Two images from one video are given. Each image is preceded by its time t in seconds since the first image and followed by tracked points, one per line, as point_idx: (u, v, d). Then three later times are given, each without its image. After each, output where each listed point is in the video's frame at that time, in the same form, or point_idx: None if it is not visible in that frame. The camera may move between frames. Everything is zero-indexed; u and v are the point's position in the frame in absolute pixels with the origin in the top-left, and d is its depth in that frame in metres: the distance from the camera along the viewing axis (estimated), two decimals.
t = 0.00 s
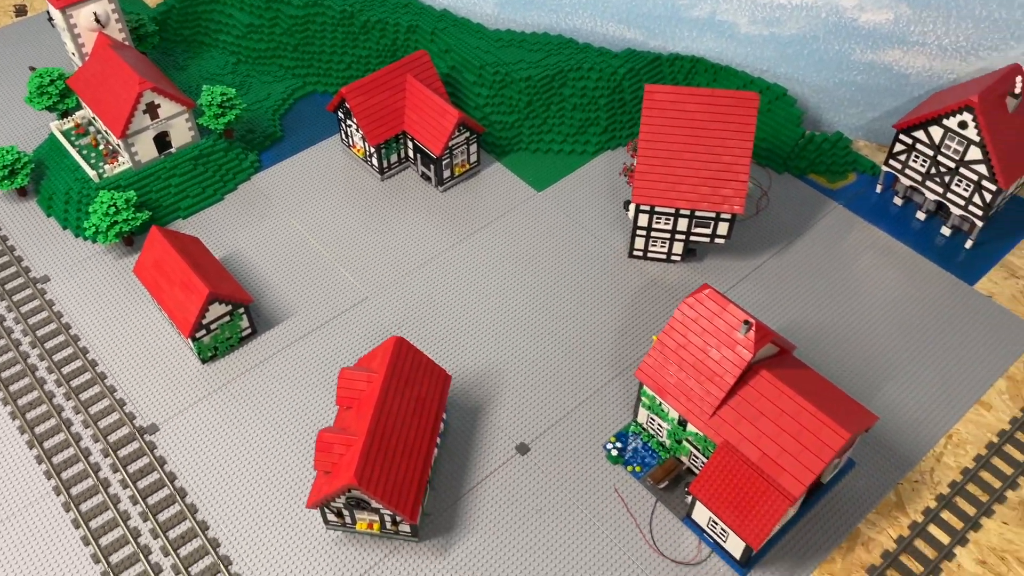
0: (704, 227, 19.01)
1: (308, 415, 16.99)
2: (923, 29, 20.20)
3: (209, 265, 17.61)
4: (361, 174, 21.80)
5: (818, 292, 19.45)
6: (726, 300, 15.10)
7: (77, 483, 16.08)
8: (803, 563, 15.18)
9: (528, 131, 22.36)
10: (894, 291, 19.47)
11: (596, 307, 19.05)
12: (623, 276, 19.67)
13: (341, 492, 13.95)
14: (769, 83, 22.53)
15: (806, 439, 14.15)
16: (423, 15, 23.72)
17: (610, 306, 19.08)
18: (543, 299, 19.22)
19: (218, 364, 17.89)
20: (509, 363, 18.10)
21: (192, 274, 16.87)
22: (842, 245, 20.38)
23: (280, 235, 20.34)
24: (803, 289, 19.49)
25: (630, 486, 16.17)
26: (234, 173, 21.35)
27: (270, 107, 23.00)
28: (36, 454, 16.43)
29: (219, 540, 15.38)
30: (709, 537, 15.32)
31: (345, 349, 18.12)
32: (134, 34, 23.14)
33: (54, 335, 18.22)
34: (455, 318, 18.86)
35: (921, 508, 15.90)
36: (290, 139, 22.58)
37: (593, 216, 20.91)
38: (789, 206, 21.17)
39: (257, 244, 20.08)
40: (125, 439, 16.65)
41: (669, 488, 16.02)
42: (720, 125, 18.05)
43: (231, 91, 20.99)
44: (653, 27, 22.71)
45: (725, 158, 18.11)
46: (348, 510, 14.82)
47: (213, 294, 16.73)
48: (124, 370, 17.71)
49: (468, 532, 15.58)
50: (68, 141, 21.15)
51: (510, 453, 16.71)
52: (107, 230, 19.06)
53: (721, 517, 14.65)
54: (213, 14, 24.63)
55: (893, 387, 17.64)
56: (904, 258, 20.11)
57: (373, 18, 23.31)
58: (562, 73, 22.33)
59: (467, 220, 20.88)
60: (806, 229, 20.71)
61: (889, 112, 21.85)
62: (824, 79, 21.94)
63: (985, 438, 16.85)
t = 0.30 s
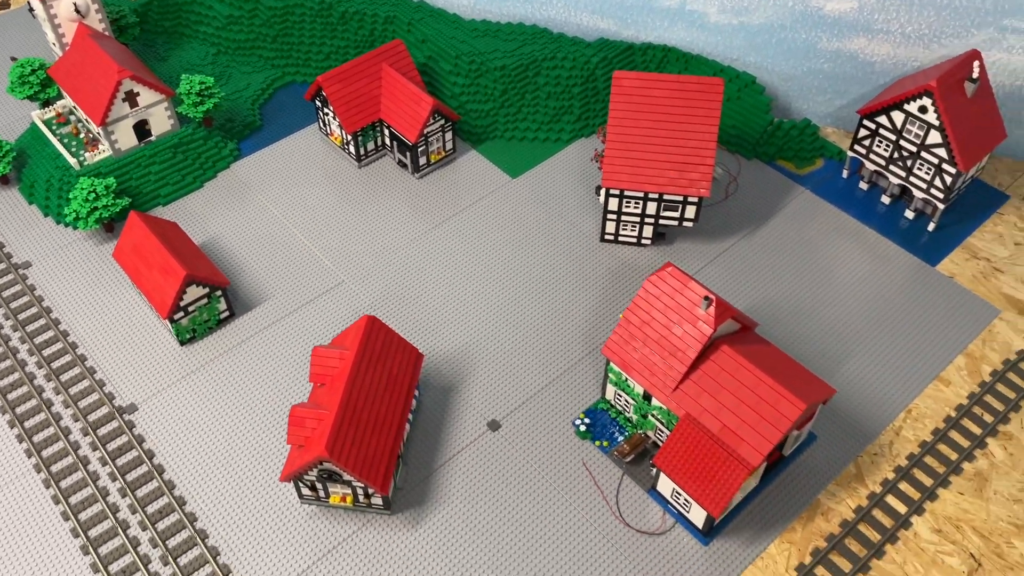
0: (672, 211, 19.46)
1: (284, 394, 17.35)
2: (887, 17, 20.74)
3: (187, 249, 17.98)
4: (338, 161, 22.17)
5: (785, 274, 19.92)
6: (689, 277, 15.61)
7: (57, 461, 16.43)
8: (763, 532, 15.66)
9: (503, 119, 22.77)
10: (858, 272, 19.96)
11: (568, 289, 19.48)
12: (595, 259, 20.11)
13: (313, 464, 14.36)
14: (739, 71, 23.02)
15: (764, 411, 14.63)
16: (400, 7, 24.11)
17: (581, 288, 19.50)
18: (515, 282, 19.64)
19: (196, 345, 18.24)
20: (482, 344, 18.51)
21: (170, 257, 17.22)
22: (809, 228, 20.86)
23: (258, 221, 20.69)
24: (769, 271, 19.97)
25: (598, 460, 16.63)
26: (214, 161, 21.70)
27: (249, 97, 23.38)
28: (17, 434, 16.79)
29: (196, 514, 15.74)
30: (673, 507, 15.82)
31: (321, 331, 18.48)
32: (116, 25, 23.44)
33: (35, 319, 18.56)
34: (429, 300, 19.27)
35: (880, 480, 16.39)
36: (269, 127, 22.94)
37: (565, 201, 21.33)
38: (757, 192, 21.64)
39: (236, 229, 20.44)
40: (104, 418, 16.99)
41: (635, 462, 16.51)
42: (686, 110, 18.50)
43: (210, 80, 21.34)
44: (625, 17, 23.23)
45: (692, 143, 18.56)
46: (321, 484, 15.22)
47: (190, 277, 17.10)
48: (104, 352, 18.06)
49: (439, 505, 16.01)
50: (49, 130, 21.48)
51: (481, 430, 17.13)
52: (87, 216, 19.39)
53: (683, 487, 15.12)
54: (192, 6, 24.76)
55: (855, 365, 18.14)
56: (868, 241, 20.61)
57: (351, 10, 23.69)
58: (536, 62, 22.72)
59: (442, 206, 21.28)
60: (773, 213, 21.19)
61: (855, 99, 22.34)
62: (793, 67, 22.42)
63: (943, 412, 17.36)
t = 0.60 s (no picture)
0: (651, 198, 19.90)
1: (271, 376, 17.72)
2: (862, 8, 21.23)
3: (176, 234, 18.40)
4: (325, 151, 22.56)
5: (762, 259, 20.37)
6: (663, 259, 16.09)
7: (48, 441, 16.81)
8: (736, 506, 16.11)
9: (488, 110, 23.19)
10: (834, 258, 20.43)
11: (549, 275, 19.91)
12: (576, 246, 20.54)
13: (297, 441, 14.76)
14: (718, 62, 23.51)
15: (736, 387, 15.11)
16: None
17: (562, 274, 19.93)
18: (498, 268, 20.06)
19: (185, 329, 18.62)
20: (466, 326, 18.94)
21: (159, 242, 17.62)
22: (786, 215, 21.32)
23: (246, 209, 21.07)
24: (747, 256, 20.42)
25: (577, 439, 17.08)
26: (203, 151, 22.09)
27: (238, 88, 23.77)
28: (9, 415, 17.19)
29: (184, 492, 16.11)
30: (649, 483, 16.28)
31: (307, 316, 18.86)
32: (106, 17, 23.67)
33: (27, 304, 18.93)
34: (414, 284, 19.70)
35: (850, 456, 16.85)
36: (257, 118, 23.34)
37: (548, 189, 21.77)
38: (736, 180, 22.10)
39: (224, 217, 20.83)
40: (94, 400, 17.37)
41: (612, 440, 16.97)
42: (664, 99, 18.94)
43: (198, 71, 21.70)
44: (607, 10, 23.72)
45: (669, 131, 19.00)
46: (305, 461, 15.62)
47: (179, 261, 17.51)
48: (95, 335, 18.44)
49: (422, 482, 16.43)
50: (40, 121, 21.85)
51: (463, 410, 17.55)
52: (78, 204, 19.77)
53: (658, 462, 15.56)
54: None
55: (828, 346, 18.61)
56: (844, 227, 21.08)
57: (338, 2, 24.08)
58: (520, 54, 23.15)
59: (427, 194, 21.68)
60: (751, 200, 21.64)
61: (832, 89, 22.81)
62: (771, 58, 22.88)
63: (913, 392, 17.83)
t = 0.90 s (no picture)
0: (634, 188, 20.28)
1: (260, 361, 18.09)
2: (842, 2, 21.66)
3: (166, 223, 18.75)
4: (315, 142, 22.91)
5: (742, 248, 20.77)
6: (642, 245, 16.49)
7: (41, 425, 17.15)
8: (714, 487, 16.51)
9: (475, 103, 23.58)
10: (813, 246, 20.83)
11: (534, 263, 20.28)
12: (561, 235, 20.92)
13: (284, 422, 15.12)
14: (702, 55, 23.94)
15: (712, 369, 15.51)
16: None
17: (547, 262, 20.31)
18: (484, 256, 20.43)
19: (176, 316, 18.96)
20: (452, 313, 19.32)
21: (150, 230, 17.98)
22: (767, 205, 21.72)
23: (237, 200, 21.41)
24: (728, 245, 20.81)
25: (559, 422, 17.47)
26: (194, 143, 22.44)
27: (230, 81, 24.11)
28: (3, 400, 17.53)
29: (174, 473, 16.46)
30: (628, 464, 16.69)
31: (296, 303, 19.23)
32: (98, 12, 23.96)
33: (20, 292, 19.26)
34: (401, 272, 20.07)
35: (826, 438, 17.26)
36: (248, 111, 23.70)
37: (534, 180, 22.14)
38: (718, 171, 22.49)
39: (215, 207, 21.17)
40: (86, 384, 17.71)
41: (593, 423, 17.37)
42: (646, 91, 19.30)
43: (189, 64, 22.06)
44: (593, 4, 24.19)
45: (651, 122, 19.37)
46: (292, 442, 15.97)
47: (169, 249, 17.87)
48: (87, 322, 18.79)
49: (407, 464, 16.80)
50: (34, 113, 22.20)
51: (448, 394, 17.92)
52: (71, 194, 20.11)
53: (637, 443, 15.94)
54: None
55: (806, 332, 19.02)
56: (824, 217, 21.48)
57: None
58: (507, 47, 23.52)
59: (415, 185, 22.04)
60: (733, 191, 22.04)
61: (814, 82, 23.22)
62: (754, 52, 23.29)
63: (889, 375, 18.24)
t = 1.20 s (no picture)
0: (621, 179, 20.41)
1: (248, 350, 18.23)
2: None
3: (156, 213, 18.86)
4: (305, 135, 23.03)
5: (729, 238, 20.92)
6: (626, 234, 16.65)
7: (31, 413, 17.28)
8: (698, 473, 16.67)
9: (465, 95, 23.68)
10: (800, 237, 20.98)
11: (522, 254, 20.42)
12: (549, 226, 21.05)
13: (271, 408, 15.26)
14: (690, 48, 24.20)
15: (695, 356, 15.69)
16: None
17: (535, 253, 20.44)
18: (473, 248, 20.56)
19: (166, 306, 19.09)
20: (440, 302, 19.46)
21: (139, 220, 18.09)
22: (754, 196, 21.88)
23: (227, 191, 21.53)
24: (715, 236, 20.96)
25: (545, 409, 17.62)
26: (185, 135, 22.56)
27: (221, 74, 24.22)
28: None
29: (162, 461, 16.58)
30: (614, 451, 16.85)
31: (285, 292, 19.36)
32: (89, 6, 24.72)
33: (11, 283, 19.38)
34: (390, 263, 20.19)
35: (810, 425, 17.41)
36: (240, 103, 23.83)
37: (523, 172, 22.27)
38: (706, 163, 22.64)
39: (205, 199, 21.29)
40: (76, 373, 17.83)
41: (579, 410, 17.53)
42: (633, 82, 19.47)
43: (180, 56, 22.19)
44: None
45: (638, 113, 19.54)
46: (280, 429, 16.11)
47: (158, 239, 17.99)
48: (77, 312, 18.91)
49: (394, 450, 16.94)
50: (26, 105, 22.33)
51: (436, 382, 18.06)
52: (62, 185, 20.23)
53: (622, 430, 16.09)
54: None
55: (791, 321, 19.17)
56: (810, 208, 21.63)
57: None
58: (496, 40, 23.75)
59: (405, 177, 22.15)
60: (721, 182, 22.19)
61: (802, 75, 23.39)
62: (742, 45, 23.47)
63: (872, 364, 18.40)
